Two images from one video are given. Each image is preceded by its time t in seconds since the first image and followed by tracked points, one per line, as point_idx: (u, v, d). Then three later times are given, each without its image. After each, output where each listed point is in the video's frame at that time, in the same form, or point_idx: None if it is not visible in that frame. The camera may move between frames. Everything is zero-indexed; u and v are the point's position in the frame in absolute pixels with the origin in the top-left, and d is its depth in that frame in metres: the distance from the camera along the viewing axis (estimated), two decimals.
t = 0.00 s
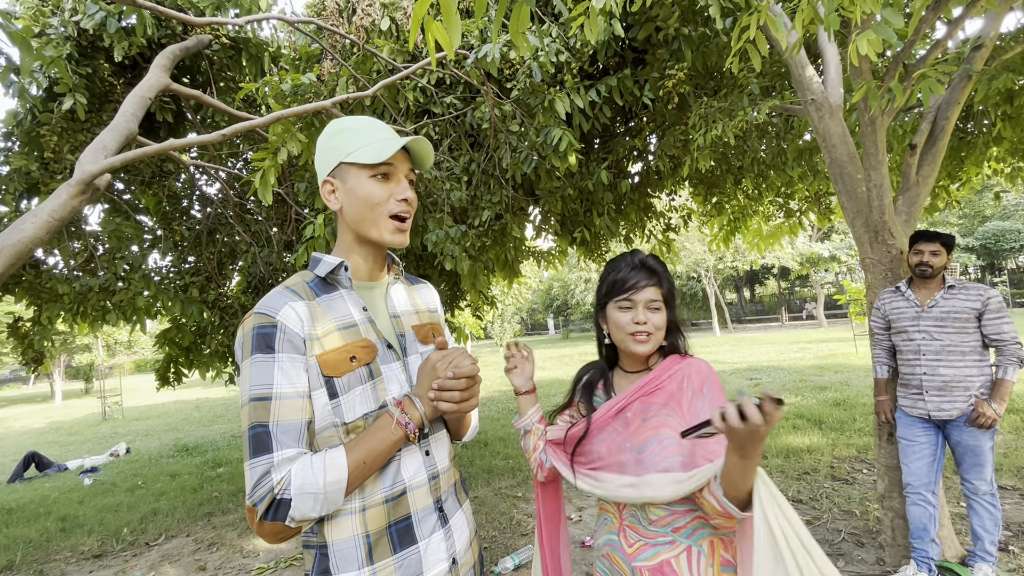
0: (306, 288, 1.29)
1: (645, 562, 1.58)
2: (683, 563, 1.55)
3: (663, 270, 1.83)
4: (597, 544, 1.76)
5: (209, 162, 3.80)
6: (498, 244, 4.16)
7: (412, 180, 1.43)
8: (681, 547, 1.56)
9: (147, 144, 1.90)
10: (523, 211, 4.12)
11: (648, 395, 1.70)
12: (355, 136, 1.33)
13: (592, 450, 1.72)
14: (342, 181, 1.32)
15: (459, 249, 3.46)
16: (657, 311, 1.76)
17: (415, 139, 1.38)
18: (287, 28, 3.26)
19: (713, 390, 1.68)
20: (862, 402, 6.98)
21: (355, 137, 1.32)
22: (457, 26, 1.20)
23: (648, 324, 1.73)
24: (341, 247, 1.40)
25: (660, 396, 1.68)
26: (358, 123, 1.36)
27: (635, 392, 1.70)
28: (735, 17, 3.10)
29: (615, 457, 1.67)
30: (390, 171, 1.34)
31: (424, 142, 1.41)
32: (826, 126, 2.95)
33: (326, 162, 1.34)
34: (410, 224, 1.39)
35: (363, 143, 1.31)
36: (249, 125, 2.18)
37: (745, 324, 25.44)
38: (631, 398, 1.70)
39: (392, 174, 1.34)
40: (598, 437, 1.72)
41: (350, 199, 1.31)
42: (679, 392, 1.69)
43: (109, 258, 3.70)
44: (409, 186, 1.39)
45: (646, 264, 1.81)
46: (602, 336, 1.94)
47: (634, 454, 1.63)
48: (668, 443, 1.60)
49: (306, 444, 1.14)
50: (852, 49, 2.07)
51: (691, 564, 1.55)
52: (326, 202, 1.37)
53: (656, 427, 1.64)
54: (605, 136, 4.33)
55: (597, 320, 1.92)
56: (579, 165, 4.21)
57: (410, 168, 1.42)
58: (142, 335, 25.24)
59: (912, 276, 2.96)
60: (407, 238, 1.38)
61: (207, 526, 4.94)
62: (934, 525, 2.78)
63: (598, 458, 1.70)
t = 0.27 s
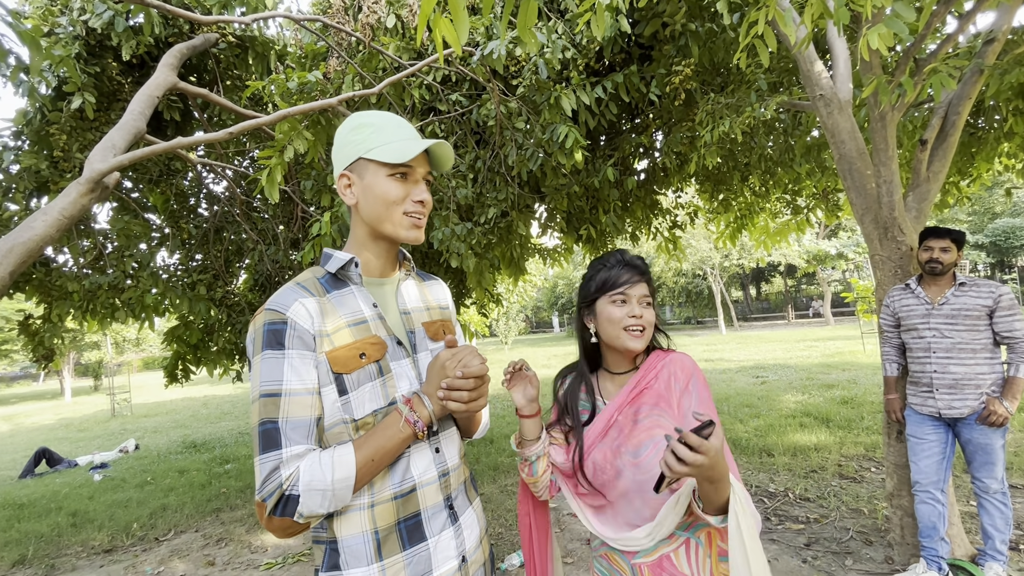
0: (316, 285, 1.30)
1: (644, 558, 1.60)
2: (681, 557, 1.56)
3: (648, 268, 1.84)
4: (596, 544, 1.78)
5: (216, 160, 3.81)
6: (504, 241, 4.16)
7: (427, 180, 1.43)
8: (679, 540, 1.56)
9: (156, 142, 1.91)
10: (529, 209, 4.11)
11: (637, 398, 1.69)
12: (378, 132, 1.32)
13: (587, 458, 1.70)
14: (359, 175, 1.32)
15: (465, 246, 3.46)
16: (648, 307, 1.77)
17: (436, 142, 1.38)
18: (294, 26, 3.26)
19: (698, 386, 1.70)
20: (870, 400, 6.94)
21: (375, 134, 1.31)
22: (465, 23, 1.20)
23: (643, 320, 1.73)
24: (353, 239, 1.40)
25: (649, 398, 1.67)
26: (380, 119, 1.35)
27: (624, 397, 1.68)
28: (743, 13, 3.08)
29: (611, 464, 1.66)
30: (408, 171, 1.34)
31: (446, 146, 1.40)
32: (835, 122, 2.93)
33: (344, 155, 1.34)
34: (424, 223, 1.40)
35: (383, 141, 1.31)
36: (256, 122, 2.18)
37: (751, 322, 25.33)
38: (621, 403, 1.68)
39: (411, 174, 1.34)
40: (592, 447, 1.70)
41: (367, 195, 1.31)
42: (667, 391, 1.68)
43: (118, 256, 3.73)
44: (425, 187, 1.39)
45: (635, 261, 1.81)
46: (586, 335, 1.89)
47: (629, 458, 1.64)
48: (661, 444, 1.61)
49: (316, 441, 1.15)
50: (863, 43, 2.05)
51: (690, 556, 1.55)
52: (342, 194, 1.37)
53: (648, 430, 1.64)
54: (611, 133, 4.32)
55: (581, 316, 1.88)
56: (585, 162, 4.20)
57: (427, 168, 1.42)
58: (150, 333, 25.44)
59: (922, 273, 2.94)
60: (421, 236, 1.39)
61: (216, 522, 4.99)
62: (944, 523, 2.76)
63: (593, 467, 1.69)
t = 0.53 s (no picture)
0: (326, 282, 1.30)
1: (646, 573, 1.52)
2: (684, 570, 1.49)
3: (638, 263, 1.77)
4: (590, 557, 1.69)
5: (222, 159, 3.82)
6: (509, 240, 4.16)
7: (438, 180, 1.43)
8: (681, 553, 1.50)
9: (163, 141, 1.93)
10: (534, 207, 4.11)
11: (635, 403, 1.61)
12: (391, 130, 1.32)
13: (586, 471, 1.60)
14: (371, 174, 1.32)
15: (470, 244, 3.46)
16: (640, 302, 1.69)
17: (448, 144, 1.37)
18: (299, 26, 3.27)
19: (698, 387, 1.60)
20: (877, 399, 6.90)
21: (387, 133, 1.32)
22: (471, 21, 1.19)
23: (635, 315, 1.65)
24: (364, 237, 1.40)
25: (648, 401, 1.60)
26: (395, 117, 1.36)
27: (622, 403, 1.61)
28: (749, 9, 3.07)
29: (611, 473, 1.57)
30: (420, 171, 1.34)
31: (459, 148, 1.41)
32: (842, 120, 2.91)
33: (356, 154, 1.34)
34: (435, 222, 1.40)
35: (394, 141, 1.31)
36: (262, 121, 2.19)
37: (757, 321, 25.24)
38: (620, 410, 1.60)
39: (422, 174, 1.34)
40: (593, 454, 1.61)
41: (379, 193, 1.31)
42: (666, 394, 1.60)
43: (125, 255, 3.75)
44: (436, 187, 1.39)
45: (623, 257, 1.74)
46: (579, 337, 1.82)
47: (630, 465, 1.57)
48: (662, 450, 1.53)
49: (323, 438, 1.15)
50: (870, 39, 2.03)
51: (692, 569, 1.49)
52: (352, 191, 1.37)
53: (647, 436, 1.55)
54: (616, 131, 4.31)
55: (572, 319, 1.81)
56: (590, 160, 4.18)
57: (439, 169, 1.42)
58: (157, 331, 25.62)
59: (931, 272, 2.91)
60: (431, 235, 1.39)
61: (222, 519, 5.01)
62: (950, 522, 2.74)
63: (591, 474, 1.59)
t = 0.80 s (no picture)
0: (330, 282, 1.30)
1: None
2: None
3: (640, 256, 1.71)
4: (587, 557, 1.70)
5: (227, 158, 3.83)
6: (513, 239, 4.16)
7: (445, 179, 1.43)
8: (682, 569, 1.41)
9: (168, 141, 1.93)
10: (538, 206, 4.10)
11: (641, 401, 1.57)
12: (399, 129, 1.32)
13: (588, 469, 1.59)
14: (376, 171, 1.32)
15: (474, 243, 3.46)
16: (636, 296, 1.63)
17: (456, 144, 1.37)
18: (303, 25, 3.27)
19: (706, 387, 1.53)
20: (883, 399, 6.86)
21: (394, 131, 1.31)
22: (475, 19, 1.19)
23: (628, 309, 1.60)
24: (369, 235, 1.41)
25: (653, 399, 1.55)
26: (401, 116, 1.35)
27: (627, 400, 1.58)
28: (754, 7, 3.05)
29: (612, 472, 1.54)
30: (427, 171, 1.33)
31: (465, 148, 1.41)
32: (848, 117, 2.88)
33: (361, 152, 1.34)
34: (441, 221, 1.39)
35: (401, 140, 1.30)
36: (266, 121, 2.19)
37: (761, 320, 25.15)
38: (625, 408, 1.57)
39: (429, 174, 1.34)
40: (593, 452, 1.59)
41: (384, 191, 1.31)
42: (672, 393, 1.54)
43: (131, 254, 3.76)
44: (442, 186, 1.39)
45: (621, 249, 1.69)
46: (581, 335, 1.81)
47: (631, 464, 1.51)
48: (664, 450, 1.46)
49: (325, 438, 1.16)
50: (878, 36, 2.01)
51: None
52: (358, 189, 1.37)
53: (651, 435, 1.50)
54: (620, 129, 4.30)
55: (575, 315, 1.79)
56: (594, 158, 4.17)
57: (446, 168, 1.41)
58: (163, 329, 25.77)
59: (938, 271, 2.90)
60: (436, 233, 1.39)
61: (228, 516, 5.04)
62: (959, 523, 2.73)
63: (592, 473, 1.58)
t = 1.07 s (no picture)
0: (333, 282, 1.31)
1: None
2: None
3: (635, 253, 1.65)
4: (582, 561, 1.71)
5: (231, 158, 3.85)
6: (516, 238, 4.16)
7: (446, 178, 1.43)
8: None
9: (174, 141, 1.94)
10: (541, 206, 4.11)
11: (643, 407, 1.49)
12: (397, 128, 1.32)
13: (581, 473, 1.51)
14: (377, 172, 1.33)
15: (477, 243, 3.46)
16: (628, 301, 1.57)
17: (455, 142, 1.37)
18: (308, 25, 3.28)
19: (716, 399, 1.40)
20: (888, 399, 6.83)
21: (393, 131, 1.32)
22: (479, 19, 1.19)
23: (617, 318, 1.56)
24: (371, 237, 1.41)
25: (655, 406, 1.46)
26: (401, 115, 1.35)
27: (627, 404, 1.50)
28: (759, 6, 3.04)
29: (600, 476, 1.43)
30: (427, 170, 1.34)
31: (465, 146, 1.41)
32: (853, 117, 2.87)
33: (363, 153, 1.35)
34: (442, 220, 1.39)
35: (400, 139, 1.31)
36: (271, 121, 2.19)
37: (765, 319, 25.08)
38: (623, 412, 1.50)
39: (429, 174, 1.34)
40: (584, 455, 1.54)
41: (385, 192, 1.32)
42: (678, 402, 1.44)
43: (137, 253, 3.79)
44: (443, 185, 1.39)
45: (613, 250, 1.65)
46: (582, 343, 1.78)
47: (622, 470, 1.39)
48: (660, 460, 1.33)
49: (319, 440, 1.17)
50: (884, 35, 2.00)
51: None
52: (360, 190, 1.38)
53: (647, 441, 1.39)
54: (624, 129, 4.30)
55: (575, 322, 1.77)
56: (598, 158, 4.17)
57: (446, 168, 1.41)
58: (168, 328, 25.89)
59: (944, 271, 2.88)
60: (438, 233, 1.38)
61: (232, 515, 5.06)
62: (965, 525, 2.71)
63: (581, 473, 1.50)
